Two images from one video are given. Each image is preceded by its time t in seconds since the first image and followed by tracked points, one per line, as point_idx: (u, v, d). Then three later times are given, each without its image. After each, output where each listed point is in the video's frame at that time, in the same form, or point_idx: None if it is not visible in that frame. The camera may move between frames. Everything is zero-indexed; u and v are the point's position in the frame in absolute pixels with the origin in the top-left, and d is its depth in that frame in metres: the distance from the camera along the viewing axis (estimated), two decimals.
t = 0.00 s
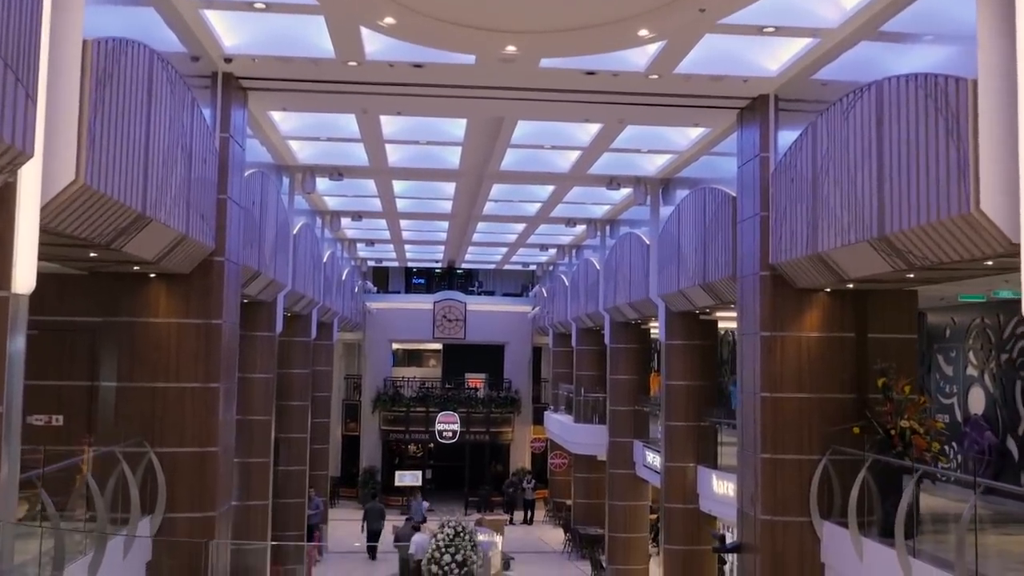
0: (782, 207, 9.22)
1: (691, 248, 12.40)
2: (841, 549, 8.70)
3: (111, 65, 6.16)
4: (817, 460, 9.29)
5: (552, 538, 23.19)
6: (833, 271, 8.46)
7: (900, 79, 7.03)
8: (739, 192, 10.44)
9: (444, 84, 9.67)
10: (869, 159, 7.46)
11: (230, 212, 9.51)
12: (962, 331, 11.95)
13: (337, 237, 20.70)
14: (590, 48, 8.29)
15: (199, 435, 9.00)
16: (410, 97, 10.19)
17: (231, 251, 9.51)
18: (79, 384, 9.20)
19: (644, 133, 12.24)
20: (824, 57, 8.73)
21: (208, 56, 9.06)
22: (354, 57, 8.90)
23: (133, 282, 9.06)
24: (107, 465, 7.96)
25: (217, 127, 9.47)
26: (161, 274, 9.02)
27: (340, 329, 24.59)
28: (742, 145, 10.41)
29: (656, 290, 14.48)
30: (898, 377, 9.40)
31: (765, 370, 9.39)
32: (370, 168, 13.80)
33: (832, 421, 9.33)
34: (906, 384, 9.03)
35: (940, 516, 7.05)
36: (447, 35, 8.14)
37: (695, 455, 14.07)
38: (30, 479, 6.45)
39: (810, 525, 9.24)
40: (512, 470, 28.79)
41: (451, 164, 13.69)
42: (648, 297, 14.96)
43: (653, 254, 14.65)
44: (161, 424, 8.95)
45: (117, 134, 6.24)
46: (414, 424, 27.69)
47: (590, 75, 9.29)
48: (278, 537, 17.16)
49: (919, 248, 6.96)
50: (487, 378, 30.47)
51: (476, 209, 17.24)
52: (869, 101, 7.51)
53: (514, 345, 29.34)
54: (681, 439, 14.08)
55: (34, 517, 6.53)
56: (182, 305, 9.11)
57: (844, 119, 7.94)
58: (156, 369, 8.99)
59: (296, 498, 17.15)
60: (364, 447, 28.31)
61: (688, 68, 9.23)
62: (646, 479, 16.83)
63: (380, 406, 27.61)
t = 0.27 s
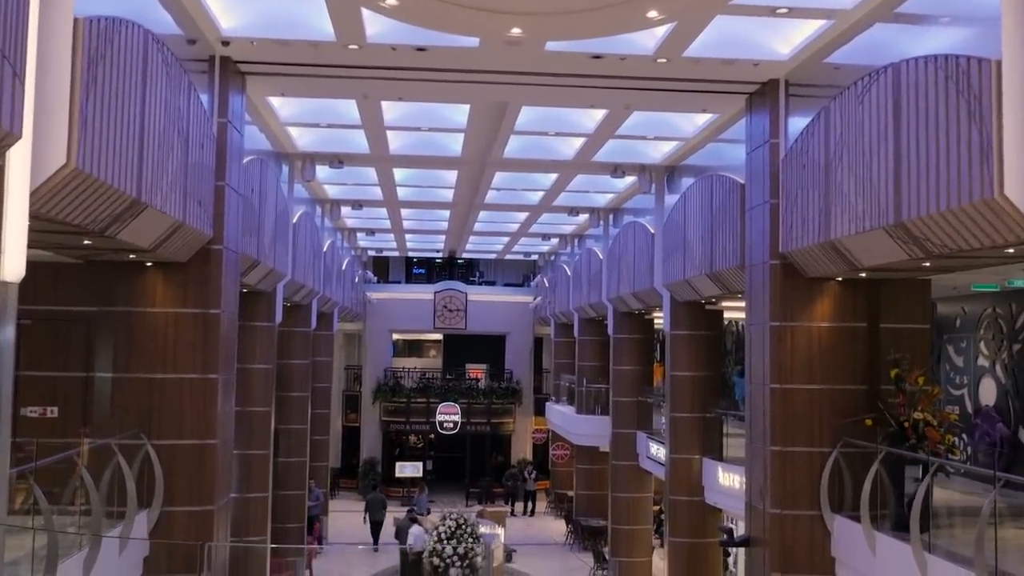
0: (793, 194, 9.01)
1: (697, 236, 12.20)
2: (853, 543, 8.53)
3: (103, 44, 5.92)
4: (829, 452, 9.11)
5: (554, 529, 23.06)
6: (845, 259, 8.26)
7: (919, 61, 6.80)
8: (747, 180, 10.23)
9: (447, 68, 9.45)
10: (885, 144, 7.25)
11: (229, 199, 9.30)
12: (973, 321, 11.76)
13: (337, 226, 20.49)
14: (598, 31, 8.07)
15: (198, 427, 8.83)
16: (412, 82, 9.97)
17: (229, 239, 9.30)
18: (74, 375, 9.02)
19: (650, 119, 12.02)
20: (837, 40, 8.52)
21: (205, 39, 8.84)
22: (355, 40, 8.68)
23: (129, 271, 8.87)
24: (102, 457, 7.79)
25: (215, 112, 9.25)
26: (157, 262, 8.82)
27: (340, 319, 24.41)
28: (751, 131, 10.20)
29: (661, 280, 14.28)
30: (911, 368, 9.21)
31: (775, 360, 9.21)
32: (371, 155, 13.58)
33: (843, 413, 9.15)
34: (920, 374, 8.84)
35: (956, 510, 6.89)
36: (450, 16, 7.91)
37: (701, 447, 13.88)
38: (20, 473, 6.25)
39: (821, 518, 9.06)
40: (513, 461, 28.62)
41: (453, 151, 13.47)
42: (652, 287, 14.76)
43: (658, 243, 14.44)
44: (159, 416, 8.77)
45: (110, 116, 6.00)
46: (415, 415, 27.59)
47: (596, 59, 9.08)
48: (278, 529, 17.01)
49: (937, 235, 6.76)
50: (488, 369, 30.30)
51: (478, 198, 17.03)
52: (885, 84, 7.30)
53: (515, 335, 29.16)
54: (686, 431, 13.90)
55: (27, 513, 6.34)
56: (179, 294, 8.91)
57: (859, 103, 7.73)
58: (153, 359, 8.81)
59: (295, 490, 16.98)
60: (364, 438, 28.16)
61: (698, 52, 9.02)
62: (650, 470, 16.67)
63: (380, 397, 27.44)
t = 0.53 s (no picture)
0: (804, 185, 8.82)
1: (704, 229, 12.01)
2: (866, 540, 8.36)
3: (99, 28, 5.72)
4: (841, 449, 8.93)
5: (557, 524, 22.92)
6: (859, 251, 8.07)
7: (940, 47, 6.60)
8: (756, 171, 10.03)
9: (451, 56, 9.25)
10: (903, 133, 7.05)
11: (229, 190, 9.11)
12: (985, 315, 11.57)
13: (338, 219, 20.31)
14: (606, 19, 7.88)
15: (198, 423, 8.67)
16: (415, 71, 9.77)
17: (229, 232, 9.12)
18: (71, 370, 8.85)
19: (657, 110, 11.83)
20: (851, 28, 8.32)
21: (204, 27, 8.64)
22: (358, 29, 8.49)
23: (127, 264, 8.68)
24: (100, 453, 7.63)
25: (214, 101, 9.06)
26: (156, 255, 8.64)
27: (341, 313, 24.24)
28: (761, 122, 10.01)
29: (666, 273, 14.11)
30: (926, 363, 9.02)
31: (786, 355, 9.03)
32: (373, 147, 13.39)
33: (855, 409, 8.97)
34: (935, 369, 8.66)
35: (972, 508, 6.71)
36: (454, 3, 7.71)
37: (707, 442, 13.70)
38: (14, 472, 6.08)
39: (833, 516, 8.88)
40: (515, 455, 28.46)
41: (456, 142, 13.28)
42: (657, 280, 14.58)
43: (664, 235, 14.26)
44: (158, 411, 8.61)
45: (106, 103, 5.81)
46: (416, 409, 27.34)
47: (604, 47, 8.89)
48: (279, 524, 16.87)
49: (957, 227, 6.57)
50: (490, 363, 30.15)
51: (481, 190, 16.83)
52: (902, 72, 7.10)
53: (517, 329, 29.00)
54: (692, 426, 13.74)
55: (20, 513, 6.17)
56: (178, 287, 8.73)
57: (875, 92, 7.53)
58: (153, 354, 8.64)
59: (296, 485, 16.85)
60: (366, 432, 28.03)
61: (708, 40, 8.82)
62: (655, 465, 16.53)
63: (382, 391, 27.28)
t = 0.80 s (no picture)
0: (816, 173, 8.63)
1: (711, 218, 11.82)
2: (879, 536, 8.19)
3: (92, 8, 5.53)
4: (852, 442, 8.77)
5: (559, 516, 22.81)
6: (873, 240, 7.89)
7: (959, 29, 6.41)
8: (766, 159, 9.84)
9: (454, 41, 9.05)
10: (921, 119, 6.86)
11: (227, 178, 8.92)
12: (996, 305, 11.39)
13: (339, 209, 20.12)
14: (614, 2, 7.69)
15: (197, 415, 8.54)
16: (417, 57, 9.58)
17: (228, 221, 8.93)
18: (67, 362, 8.70)
19: (663, 97, 11.63)
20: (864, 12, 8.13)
21: (202, 11, 8.45)
22: (359, 13, 8.29)
23: (124, 253, 8.54)
24: (97, 447, 7.47)
25: (212, 87, 8.86)
26: (153, 245, 8.49)
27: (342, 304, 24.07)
28: (770, 109, 9.82)
29: (671, 263, 13.93)
30: (938, 354, 8.85)
31: (795, 346, 8.86)
32: (374, 135, 13.19)
33: (867, 401, 8.81)
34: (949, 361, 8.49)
35: (986, 501, 6.55)
36: None
37: (713, 435, 13.50)
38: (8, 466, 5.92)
39: (843, 510, 8.73)
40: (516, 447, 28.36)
41: (459, 131, 13.08)
42: (662, 271, 14.40)
43: (669, 225, 14.07)
44: (156, 403, 8.50)
45: (100, 85, 5.62)
46: (417, 401, 27.40)
47: (611, 31, 8.69)
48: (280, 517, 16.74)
49: (977, 215, 6.38)
50: (491, 354, 29.99)
51: (483, 180, 16.62)
52: (920, 55, 6.91)
53: (518, 320, 28.83)
54: (697, 419, 13.54)
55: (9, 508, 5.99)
56: (176, 277, 8.60)
57: (891, 77, 7.34)
58: (149, 344, 8.52)
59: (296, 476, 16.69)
60: (366, 424, 27.89)
61: (718, 24, 8.62)
62: (658, 458, 16.43)
63: (382, 382, 27.13)
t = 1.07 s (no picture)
0: (830, 158, 8.42)
1: (718, 205, 11.62)
2: (894, 530, 8.04)
3: None
4: (865, 433, 8.60)
5: (562, 506, 22.70)
6: (890, 227, 7.69)
7: (982, 8, 6.19)
8: (776, 145, 9.62)
9: (459, 24, 8.85)
10: (941, 102, 6.64)
11: (227, 163, 8.72)
12: (1009, 294, 11.21)
13: (340, 197, 19.92)
14: None
15: (197, 406, 8.40)
16: (420, 40, 9.37)
17: (228, 208, 8.74)
18: (62, 352, 8.53)
19: (670, 82, 11.42)
20: None
21: None
22: None
23: (121, 241, 8.38)
24: (94, 438, 7.31)
25: (211, 70, 8.65)
26: (151, 232, 8.33)
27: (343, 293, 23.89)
28: (780, 93, 9.62)
29: (677, 252, 13.74)
30: (954, 344, 8.67)
31: (808, 336, 8.68)
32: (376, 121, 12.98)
33: (881, 391, 8.63)
34: (966, 351, 8.30)
35: (1005, 495, 6.38)
36: None
37: (719, 425, 13.36)
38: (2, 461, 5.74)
39: (855, 502, 8.57)
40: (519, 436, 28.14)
41: (463, 116, 12.89)
42: (668, 259, 14.20)
43: (675, 212, 13.87)
44: (154, 393, 8.35)
45: (93, 65, 5.42)
46: (420, 389, 27.05)
47: (620, 14, 8.47)
48: (282, 508, 16.62)
49: (999, 200, 6.17)
50: (493, 343, 29.84)
51: (486, 167, 16.41)
52: (939, 36, 6.69)
53: (520, 309, 28.66)
54: (703, 409, 13.39)
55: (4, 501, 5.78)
56: (175, 266, 8.42)
57: (909, 58, 7.12)
58: (147, 334, 8.38)
59: (298, 467, 16.56)
60: (368, 414, 27.76)
61: (729, 6, 8.41)
62: (663, 448, 16.32)
63: (384, 372, 26.97)
